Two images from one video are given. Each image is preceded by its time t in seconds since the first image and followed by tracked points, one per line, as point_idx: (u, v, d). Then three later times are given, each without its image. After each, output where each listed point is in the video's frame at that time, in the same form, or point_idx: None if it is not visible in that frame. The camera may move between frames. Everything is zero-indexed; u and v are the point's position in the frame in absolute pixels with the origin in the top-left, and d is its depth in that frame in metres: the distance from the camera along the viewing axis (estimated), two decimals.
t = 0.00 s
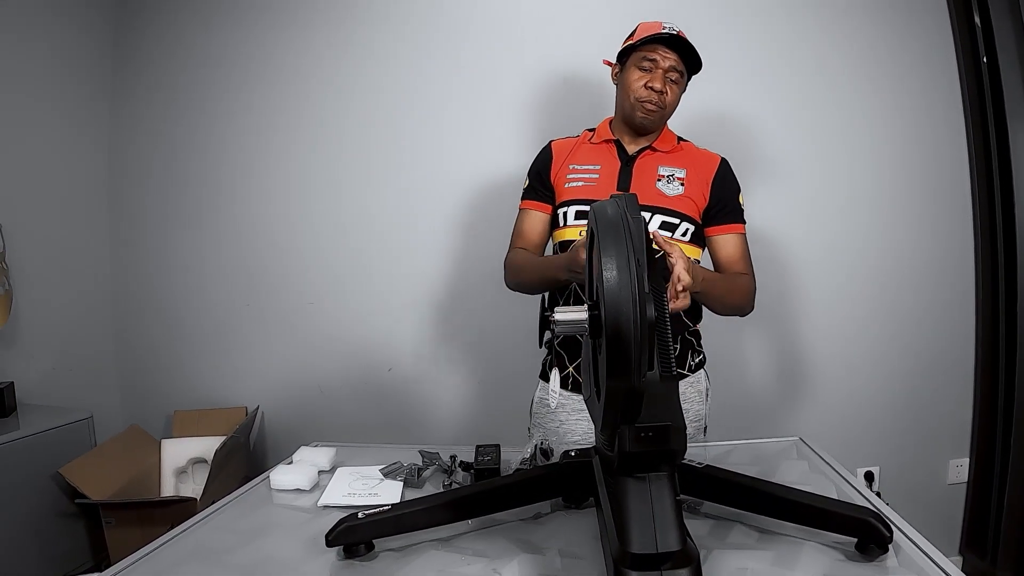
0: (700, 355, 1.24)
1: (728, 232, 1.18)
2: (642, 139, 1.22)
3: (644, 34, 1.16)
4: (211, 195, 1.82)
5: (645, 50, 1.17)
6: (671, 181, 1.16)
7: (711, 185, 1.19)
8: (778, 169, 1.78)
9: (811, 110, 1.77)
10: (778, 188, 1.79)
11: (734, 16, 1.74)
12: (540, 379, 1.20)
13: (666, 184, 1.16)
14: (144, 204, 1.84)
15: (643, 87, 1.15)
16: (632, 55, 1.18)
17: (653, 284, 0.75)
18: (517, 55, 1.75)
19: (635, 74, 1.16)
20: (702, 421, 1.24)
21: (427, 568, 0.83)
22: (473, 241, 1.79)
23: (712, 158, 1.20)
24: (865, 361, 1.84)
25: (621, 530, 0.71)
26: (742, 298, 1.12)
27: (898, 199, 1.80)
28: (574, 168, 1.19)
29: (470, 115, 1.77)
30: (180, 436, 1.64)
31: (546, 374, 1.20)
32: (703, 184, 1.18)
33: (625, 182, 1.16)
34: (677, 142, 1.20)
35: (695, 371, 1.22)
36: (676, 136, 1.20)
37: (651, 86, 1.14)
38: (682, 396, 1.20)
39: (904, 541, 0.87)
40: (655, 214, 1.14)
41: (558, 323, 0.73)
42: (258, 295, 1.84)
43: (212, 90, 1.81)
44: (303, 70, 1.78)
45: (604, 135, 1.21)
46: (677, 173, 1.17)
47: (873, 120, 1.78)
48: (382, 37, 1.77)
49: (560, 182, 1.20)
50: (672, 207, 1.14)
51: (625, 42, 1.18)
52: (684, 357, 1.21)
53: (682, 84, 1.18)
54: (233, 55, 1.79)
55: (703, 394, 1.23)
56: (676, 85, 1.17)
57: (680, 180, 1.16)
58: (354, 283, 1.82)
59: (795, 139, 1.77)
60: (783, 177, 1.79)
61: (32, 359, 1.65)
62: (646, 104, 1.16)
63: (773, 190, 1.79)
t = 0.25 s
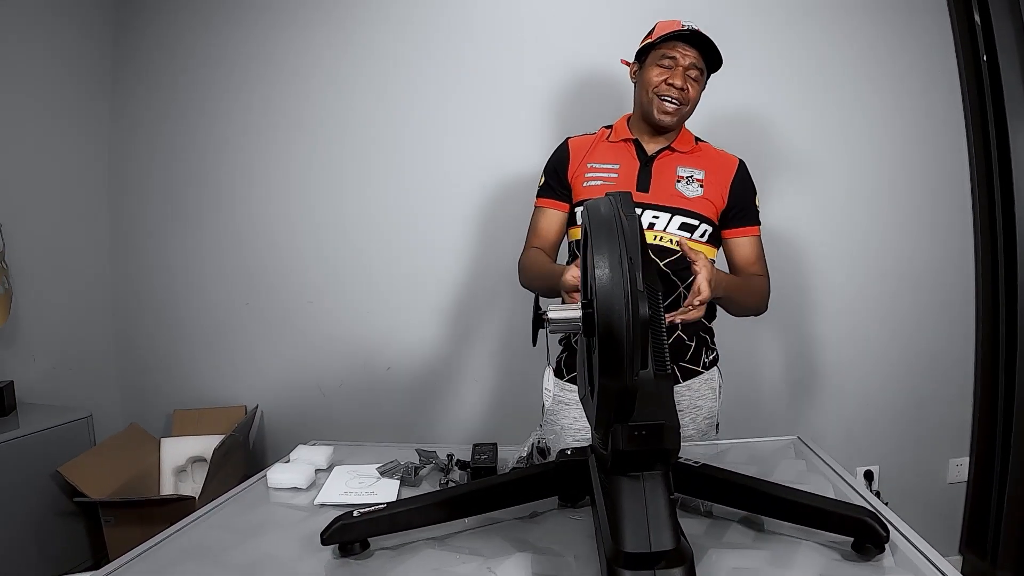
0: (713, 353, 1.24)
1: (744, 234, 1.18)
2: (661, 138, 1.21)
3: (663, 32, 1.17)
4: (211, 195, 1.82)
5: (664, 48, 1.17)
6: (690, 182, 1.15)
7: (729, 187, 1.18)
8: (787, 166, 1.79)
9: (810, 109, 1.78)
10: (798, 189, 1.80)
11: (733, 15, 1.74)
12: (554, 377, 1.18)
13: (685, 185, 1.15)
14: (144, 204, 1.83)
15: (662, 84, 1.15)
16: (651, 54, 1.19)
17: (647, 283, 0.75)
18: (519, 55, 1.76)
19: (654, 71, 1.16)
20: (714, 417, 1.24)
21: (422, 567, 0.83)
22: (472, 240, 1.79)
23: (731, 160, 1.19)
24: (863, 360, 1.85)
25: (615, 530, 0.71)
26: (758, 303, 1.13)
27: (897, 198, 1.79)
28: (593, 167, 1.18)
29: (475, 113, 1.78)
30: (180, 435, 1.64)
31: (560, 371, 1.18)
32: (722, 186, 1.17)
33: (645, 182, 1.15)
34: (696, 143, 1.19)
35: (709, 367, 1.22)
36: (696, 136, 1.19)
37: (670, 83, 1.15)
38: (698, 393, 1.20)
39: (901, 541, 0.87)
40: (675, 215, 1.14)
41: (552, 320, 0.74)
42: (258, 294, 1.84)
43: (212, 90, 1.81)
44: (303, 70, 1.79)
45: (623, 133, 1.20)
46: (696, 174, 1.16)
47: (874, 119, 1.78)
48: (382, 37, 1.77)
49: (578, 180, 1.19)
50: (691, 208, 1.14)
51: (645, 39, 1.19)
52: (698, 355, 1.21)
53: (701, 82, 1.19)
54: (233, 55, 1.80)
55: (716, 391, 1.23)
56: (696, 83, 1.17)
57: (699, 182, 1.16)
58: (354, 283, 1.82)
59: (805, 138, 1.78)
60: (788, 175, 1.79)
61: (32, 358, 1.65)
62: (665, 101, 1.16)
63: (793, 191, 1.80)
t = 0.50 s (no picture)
0: (720, 352, 1.23)
1: (757, 230, 1.18)
2: (671, 133, 1.20)
3: (672, 26, 1.17)
4: (211, 195, 1.82)
5: (673, 41, 1.17)
6: (700, 180, 1.15)
7: (740, 184, 1.17)
8: (793, 163, 1.79)
9: (810, 108, 1.77)
10: (809, 187, 1.79)
11: (733, 14, 1.74)
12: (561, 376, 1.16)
13: (695, 184, 1.15)
14: (144, 204, 1.84)
15: (671, 76, 1.15)
16: (660, 47, 1.18)
17: (642, 282, 0.75)
18: (519, 54, 1.76)
19: (663, 64, 1.16)
20: (720, 416, 1.25)
21: (417, 567, 0.83)
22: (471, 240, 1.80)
23: (741, 156, 1.18)
24: (862, 359, 1.84)
25: (608, 530, 0.71)
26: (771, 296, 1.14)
27: (897, 197, 1.79)
28: (602, 165, 1.18)
29: (476, 113, 1.78)
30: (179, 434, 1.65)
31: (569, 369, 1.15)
32: (732, 183, 1.16)
33: (654, 180, 1.15)
34: (706, 139, 1.18)
35: (717, 367, 1.22)
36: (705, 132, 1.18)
37: (680, 75, 1.14)
38: (705, 391, 1.20)
39: (897, 541, 0.86)
40: (684, 215, 1.14)
41: (546, 320, 0.73)
42: (258, 293, 1.84)
43: (212, 89, 1.81)
44: (303, 71, 1.79)
45: (632, 131, 1.20)
46: (706, 172, 1.15)
47: (874, 118, 1.77)
48: (382, 37, 1.77)
49: (587, 179, 1.20)
50: (700, 207, 1.14)
51: (653, 33, 1.19)
52: (706, 354, 1.20)
53: (711, 75, 1.18)
54: (233, 55, 1.80)
55: (722, 391, 1.23)
56: (705, 76, 1.17)
57: (708, 180, 1.15)
58: (354, 283, 1.82)
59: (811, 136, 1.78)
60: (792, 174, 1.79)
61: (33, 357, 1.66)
62: (675, 94, 1.16)
63: (804, 189, 1.80)
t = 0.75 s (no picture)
0: (722, 352, 1.24)
1: (758, 233, 1.17)
2: (676, 136, 1.20)
3: (676, 30, 1.14)
4: (211, 196, 1.83)
5: (677, 46, 1.15)
6: (704, 181, 1.15)
7: (744, 186, 1.17)
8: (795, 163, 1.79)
9: (809, 107, 1.77)
10: (813, 188, 1.79)
11: (733, 16, 1.74)
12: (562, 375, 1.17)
13: (699, 185, 1.14)
14: (144, 204, 1.85)
15: (675, 83, 1.14)
16: (664, 51, 1.17)
17: (637, 281, 0.75)
18: (518, 54, 1.76)
19: (666, 70, 1.15)
20: (721, 416, 1.24)
21: (411, 566, 0.83)
22: (470, 240, 1.80)
23: (746, 157, 1.18)
24: (861, 360, 1.84)
25: (601, 530, 0.71)
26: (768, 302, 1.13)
27: (896, 198, 1.79)
28: (608, 164, 1.18)
29: (476, 112, 1.78)
30: (178, 434, 1.65)
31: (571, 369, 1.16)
32: (736, 186, 1.16)
33: (658, 180, 1.15)
34: (711, 140, 1.18)
35: (717, 367, 1.22)
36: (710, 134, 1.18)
37: (682, 82, 1.13)
38: (705, 392, 1.20)
39: (893, 542, 0.86)
40: (687, 216, 1.13)
41: (540, 320, 0.73)
42: (257, 293, 1.85)
43: (212, 90, 1.81)
44: (302, 71, 1.79)
45: (637, 131, 1.19)
46: (710, 173, 1.15)
47: (875, 118, 1.77)
48: (383, 38, 1.77)
49: (593, 178, 1.20)
50: (704, 208, 1.14)
51: (658, 36, 1.17)
52: (707, 354, 1.21)
53: (715, 79, 1.17)
54: (234, 56, 1.80)
55: (722, 391, 1.23)
56: (708, 82, 1.16)
57: (712, 181, 1.15)
58: (353, 283, 1.83)
59: (810, 136, 1.77)
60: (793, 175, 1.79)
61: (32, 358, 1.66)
62: (678, 99, 1.15)
63: (807, 189, 1.80)
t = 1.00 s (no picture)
0: (724, 354, 1.23)
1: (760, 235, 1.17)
2: (681, 135, 1.19)
3: (677, 27, 1.16)
4: (212, 196, 1.83)
5: (678, 43, 1.17)
6: (707, 182, 1.14)
7: (748, 187, 1.16)
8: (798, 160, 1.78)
9: (809, 107, 1.76)
10: (814, 187, 1.78)
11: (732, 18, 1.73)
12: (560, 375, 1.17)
13: (702, 186, 1.14)
14: (145, 205, 1.86)
15: (678, 78, 1.14)
16: (667, 49, 1.18)
17: (632, 282, 0.75)
18: (519, 54, 1.76)
19: (669, 66, 1.15)
20: (722, 417, 1.24)
21: (407, 566, 0.83)
22: (469, 241, 1.80)
23: (751, 158, 1.17)
24: (860, 360, 1.84)
25: (596, 530, 0.71)
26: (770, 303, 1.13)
27: (895, 198, 1.79)
28: (611, 165, 1.18)
29: (476, 112, 1.78)
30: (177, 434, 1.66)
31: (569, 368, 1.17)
32: (740, 187, 1.15)
33: (661, 181, 1.15)
34: (715, 141, 1.17)
35: (719, 368, 1.22)
36: (714, 135, 1.17)
37: (686, 77, 1.14)
38: (705, 393, 1.20)
39: (890, 543, 0.86)
40: (690, 217, 1.13)
41: (535, 320, 0.73)
42: (257, 294, 1.85)
43: (212, 91, 1.82)
44: (302, 72, 1.79)
45: (641, 132, 1.19)
46: (713, 174, 1.15)
47: (875, 118, 1.77)
48: (383, 38, 1.77)
49: (596, 179, 1.20)
50: (707, 209, 1.13)
51: (659, 35, 1.18)
52: (708, 355, 1.21)
53: (718, 75, 1.17)
54: (234, 57, 1.81)
55: (723, 393, 1.23)
56: (712, 76, 1.16)
57: (715, 182, 1.14)
58: (353, 283, 1.83)
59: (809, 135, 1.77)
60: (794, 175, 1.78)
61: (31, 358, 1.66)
62: (681, 95, 1.15)
63: (810, 189, 1.79)
